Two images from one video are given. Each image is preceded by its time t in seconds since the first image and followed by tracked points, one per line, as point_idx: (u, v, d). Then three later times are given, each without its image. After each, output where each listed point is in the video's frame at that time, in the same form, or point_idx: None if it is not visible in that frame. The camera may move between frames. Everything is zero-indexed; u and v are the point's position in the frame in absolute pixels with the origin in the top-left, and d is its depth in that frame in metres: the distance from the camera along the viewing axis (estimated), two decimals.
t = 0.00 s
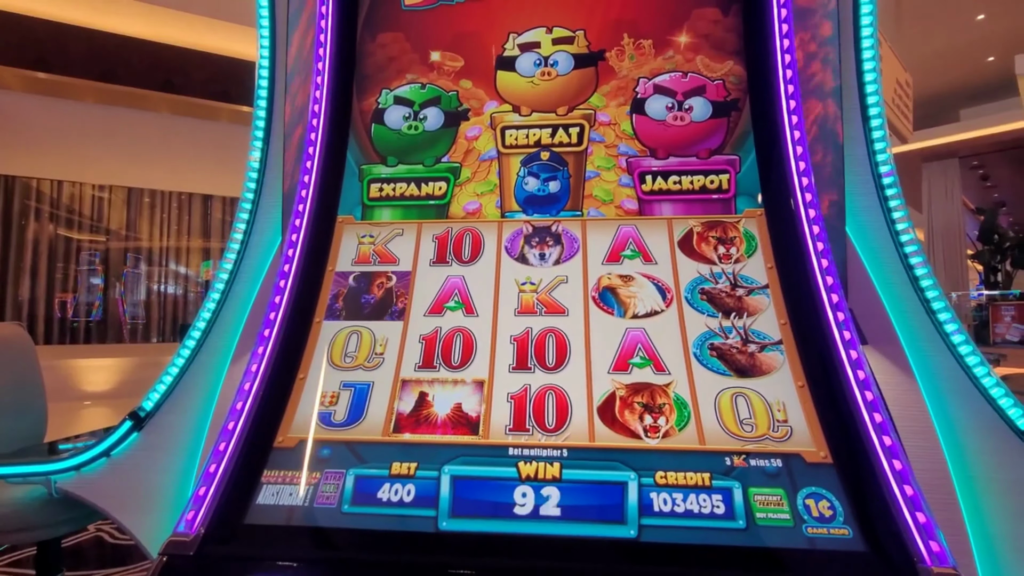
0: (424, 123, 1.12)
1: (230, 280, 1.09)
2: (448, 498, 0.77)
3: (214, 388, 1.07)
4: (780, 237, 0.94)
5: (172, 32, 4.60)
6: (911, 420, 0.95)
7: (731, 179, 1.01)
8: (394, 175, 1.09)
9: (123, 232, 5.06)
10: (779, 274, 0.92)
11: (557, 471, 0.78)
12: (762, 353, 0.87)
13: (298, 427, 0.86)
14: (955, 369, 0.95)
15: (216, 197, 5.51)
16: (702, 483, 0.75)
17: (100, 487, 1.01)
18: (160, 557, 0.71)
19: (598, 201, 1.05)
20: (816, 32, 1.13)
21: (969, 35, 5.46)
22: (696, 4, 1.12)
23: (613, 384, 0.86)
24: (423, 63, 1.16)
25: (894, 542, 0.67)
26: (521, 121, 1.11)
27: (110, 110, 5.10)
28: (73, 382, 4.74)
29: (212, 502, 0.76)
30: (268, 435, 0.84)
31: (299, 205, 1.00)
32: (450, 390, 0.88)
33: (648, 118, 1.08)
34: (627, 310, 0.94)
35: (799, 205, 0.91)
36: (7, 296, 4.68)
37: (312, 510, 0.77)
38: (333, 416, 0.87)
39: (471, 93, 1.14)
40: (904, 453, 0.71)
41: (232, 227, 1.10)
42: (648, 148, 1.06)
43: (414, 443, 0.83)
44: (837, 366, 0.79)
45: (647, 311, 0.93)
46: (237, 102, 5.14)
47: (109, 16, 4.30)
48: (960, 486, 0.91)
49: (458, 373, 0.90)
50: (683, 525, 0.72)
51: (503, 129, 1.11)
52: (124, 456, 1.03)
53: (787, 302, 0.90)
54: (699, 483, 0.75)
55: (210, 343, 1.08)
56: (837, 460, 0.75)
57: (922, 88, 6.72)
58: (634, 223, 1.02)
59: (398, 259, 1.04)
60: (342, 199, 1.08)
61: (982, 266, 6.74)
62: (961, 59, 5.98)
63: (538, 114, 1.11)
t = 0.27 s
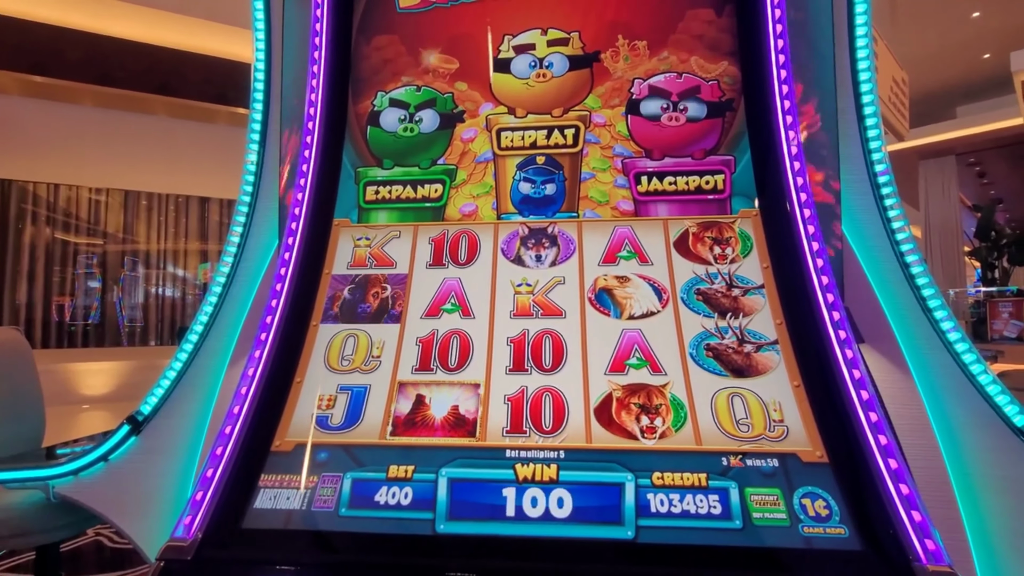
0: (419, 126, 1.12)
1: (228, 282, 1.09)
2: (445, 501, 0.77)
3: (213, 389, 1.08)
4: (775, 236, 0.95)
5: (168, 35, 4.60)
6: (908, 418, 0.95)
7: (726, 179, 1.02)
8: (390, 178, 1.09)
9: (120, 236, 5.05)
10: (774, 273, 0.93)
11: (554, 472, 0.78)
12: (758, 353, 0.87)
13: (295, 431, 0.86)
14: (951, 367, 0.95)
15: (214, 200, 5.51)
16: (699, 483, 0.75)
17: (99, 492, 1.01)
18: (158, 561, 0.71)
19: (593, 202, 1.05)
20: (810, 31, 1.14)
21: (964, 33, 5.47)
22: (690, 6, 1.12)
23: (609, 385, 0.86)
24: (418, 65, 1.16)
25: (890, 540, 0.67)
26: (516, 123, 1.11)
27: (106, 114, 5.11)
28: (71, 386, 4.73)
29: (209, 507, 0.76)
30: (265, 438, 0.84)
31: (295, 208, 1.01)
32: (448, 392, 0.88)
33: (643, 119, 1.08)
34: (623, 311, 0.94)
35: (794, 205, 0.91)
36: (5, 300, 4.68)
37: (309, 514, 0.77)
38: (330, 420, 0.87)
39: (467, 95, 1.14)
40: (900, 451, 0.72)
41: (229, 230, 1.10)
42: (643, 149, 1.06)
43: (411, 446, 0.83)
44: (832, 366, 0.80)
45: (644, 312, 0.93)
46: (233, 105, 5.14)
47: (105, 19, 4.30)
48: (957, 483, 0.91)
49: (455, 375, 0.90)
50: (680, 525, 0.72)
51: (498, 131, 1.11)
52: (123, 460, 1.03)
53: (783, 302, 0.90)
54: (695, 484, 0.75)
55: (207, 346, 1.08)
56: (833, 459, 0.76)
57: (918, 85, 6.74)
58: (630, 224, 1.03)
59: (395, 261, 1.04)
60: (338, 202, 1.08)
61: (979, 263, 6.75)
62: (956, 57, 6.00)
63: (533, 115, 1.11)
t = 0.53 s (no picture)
0: (416, 124, 1.12)
1: (229, 273, 1.09)
2: (444, 498, 0.77)
3: (212, 386, 1.08)
4: (772, 233, 0.95)
5: (165, 36, 4.60)
6: (906, 414, 0.96)
7: (723, 176, 1.02)
8: (387, 176, 1.09)
9: (118, 237, 5.04)
10: (772, 269, 0.93)
11: (553, 469, 0.78)
12: (755, 349, 0.87)
13: (293, 429, 0.86)
14: (949, 363, 0.95)
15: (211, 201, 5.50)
16: (697, 479, 0.76)
17: (97, 493, 1.01)
18: (155, 561, 0.70)
19: (590, 200, 1.05)
20: (806, 28, 1.14)
21: (960, 32, 5.49)
22: (686, 3, 1.12)
23: (607, 382, 0.86)
24: (415, 64, 1.16)
25: (888, 534, 0.67)
26: (513, 121, 1.11)
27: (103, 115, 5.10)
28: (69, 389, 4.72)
29: (208, 506, 0.75)
30: (264, 437, 0.84)
31: (292, 207, 1.00)
32: (446, 389, 0.88)
33: (639, 116, 1.08)
34: (621, 308, 0.94)
35: (790, 201, 0.92)
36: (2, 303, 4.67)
37: (308, 512, 0.77)
38: (328, 418, 0.87)
39: (464, 94, 1.14)
40: (898, 446, 0.72)
41: (226, 229, 1.10)
42: (640, 146, 1.06)
43: (409, 443, 0.83)
44: (830, 361, 0.80)
45: (641, 309, 0.93)
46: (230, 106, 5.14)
47: (102, 21, 4.30)
48: (955, 478, 0.91)
49: (453, 373, 0.90)
50: (678, 521, 0.72)
51: (495, 129, 1.11)
52: (120, 461, 1.03)
53: (780, 298, 0.90)
54: (693, 479, 0.76)
55: (206, 346, 1.09)
56: (831, 455, 0.76)
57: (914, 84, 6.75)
58: (627, 221, 1.03)
59: (392, 260, 1.04)
60: (336, 201, 1.08)
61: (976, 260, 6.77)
62: (952, 55, 6.02)
63: (530, 113, 1.11)
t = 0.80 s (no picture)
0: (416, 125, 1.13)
1: (229, 271, 1.10)
2: (444, 496, 0.77)
3: (213, 386, 1.08)
4: (768, 232, 0.96)
5: (164, 36, 4.60)
6: (903, 412, 0.97)
7: (720, 176, 1.03)
8: (387, 177, 1.10)
9: (116, 238, 5.04)
10: (769, 269, 0.93)
11: (552, 467, 0.79)
12: (752, 348, 0.88)
13: (293, 428, 0.86)
14: (945, 362, 0.96)
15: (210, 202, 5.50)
16: (695, 476, 0.76)
17: (97, 494, 1.02)
18: (156, 560, 0.70)
19: (589, 200, 1.06)
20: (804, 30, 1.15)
21: (957, 32, 5.51)
22: (683, 4, 1.13)
23: (606, 380, 0.87)
24: (414, 65, 1.17)
25: (883, 530, 0.68)
26: (512, 122, 1.11)
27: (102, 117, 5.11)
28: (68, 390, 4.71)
29: (209, 505, 0.76)
30: (264, 436, 0.85)
31: (292, 208, 1.01)
32: (446, 388, 0.89)
33: (638, 117, 1.08)
34: (619, 307, 0.95)
35: (788, 201, 0.92)
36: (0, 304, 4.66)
37: (309, 510, 0.78)
38: (328, 417, 0.87)
39: (463, 94, 1.14)
40: (894, 443, 0.73)
41: (227, 229, 1.10)
42: (638, 147, 1.07)
43: (409, 442, 0.83)
44: (827, 360, 0.81)
45: (639, 308, 0.94)
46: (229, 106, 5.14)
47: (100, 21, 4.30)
48: (951, 476, 0.92)
49: (452, 372, 0.91)
50: (677, 518, 0.73)
51: (494, 130, 1.11)
52: (121, 462, 1.03)
53: (777, 297, 0.91)
54: (691, 477, 0.76)
55: (206, 346, 1.09)
56: (828, 452, 0.76)
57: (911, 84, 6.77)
58: (625, 221, 1.03)
59: (392, 260, 1.04)
60: (336, 201, 1.09)
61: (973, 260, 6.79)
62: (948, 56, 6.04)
63: (529, 114, 1.12)
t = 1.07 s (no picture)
0: (415, 123, 1.13)
1: (224, 281, 1.09)
2: (444, 494, 0.77)
3: (212, 383, 1.08)
4: (768, 229, 0.96)
5: (163, 37, 4.60)
6: (903, 410, 0.97)
7: (720, 174, 1.03)
8: (386, 175, 1.10)
9: (114, 238, 5.04)
10: (768, 266, 0.93)
11: (553, 465, 0.79)
12: (752, 345, 0.88)
13: (293, 427, 0.86)
14: (944, 360, 0.96)
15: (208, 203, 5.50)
16: (696, 474, 0.76)
17: (95, 494, 1.01)
18: (156, 558, 0.70)
19: (588, 198, 1.05)
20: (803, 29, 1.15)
21: (954, 32, 5.52)
22: (682, 3, 1.13)
23: (606, 378, 0.87)
24: (413, 63, 1.17)
25: (884, 528, 0.67)
26: (511, 120, 1.11)
27: (99, 117, 5.10)
28: (66, 391, 4.70)
29: (208, 504, 0.75)
30: (263, 435, 0.84)
31: (291, 206, 1.01)
32: (446, 386, 0.89)
33: (637, 115, 1.08)
34: (619, 305, 0.94)
35: (787, 199, 0.92)
36: None
37: (308, 509, 0.77)
38: (328, 416, 0.87)
39: (462, 93, 1.14)
40: (894, 440, 0.73)
41: (224, 232, 1.09)
42: (637, 145, 1.07)
43: (409, 440, 0.83)
44: (827, 357, 0.81)
45: (639, 306, 0.94)
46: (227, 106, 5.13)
47: (98, 21, 4.30)
48: (951, 473, 0.92)
49: (452, 371, 0.91)
50: (678, 515, 0.73)
51: (493, 128, 1.11)
52: (119, 462, 1.03)
53: (776, 294, 0.91)
54: (692, 474, 0.76)
55: (204, 346, 1.09)
56: (828, 449, 0.76)
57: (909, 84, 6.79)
58: (625, 218, 1.03)
59: (391, 258, 1.04)
60: (335, 200, 1.09)
61: (972, 259, 6.80)
62: (946, 56, 6.05)
63: (528, 112, 1.12)
